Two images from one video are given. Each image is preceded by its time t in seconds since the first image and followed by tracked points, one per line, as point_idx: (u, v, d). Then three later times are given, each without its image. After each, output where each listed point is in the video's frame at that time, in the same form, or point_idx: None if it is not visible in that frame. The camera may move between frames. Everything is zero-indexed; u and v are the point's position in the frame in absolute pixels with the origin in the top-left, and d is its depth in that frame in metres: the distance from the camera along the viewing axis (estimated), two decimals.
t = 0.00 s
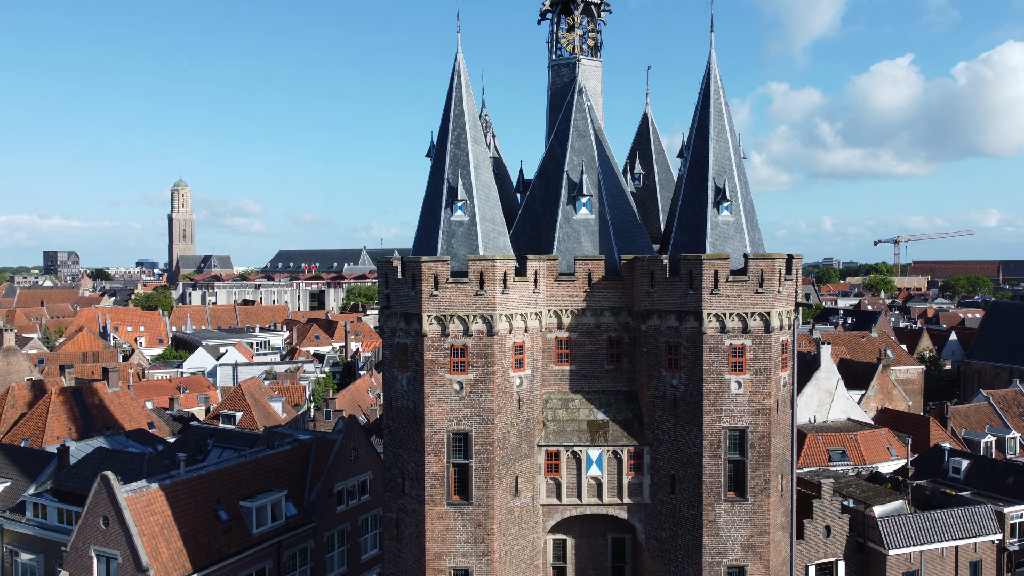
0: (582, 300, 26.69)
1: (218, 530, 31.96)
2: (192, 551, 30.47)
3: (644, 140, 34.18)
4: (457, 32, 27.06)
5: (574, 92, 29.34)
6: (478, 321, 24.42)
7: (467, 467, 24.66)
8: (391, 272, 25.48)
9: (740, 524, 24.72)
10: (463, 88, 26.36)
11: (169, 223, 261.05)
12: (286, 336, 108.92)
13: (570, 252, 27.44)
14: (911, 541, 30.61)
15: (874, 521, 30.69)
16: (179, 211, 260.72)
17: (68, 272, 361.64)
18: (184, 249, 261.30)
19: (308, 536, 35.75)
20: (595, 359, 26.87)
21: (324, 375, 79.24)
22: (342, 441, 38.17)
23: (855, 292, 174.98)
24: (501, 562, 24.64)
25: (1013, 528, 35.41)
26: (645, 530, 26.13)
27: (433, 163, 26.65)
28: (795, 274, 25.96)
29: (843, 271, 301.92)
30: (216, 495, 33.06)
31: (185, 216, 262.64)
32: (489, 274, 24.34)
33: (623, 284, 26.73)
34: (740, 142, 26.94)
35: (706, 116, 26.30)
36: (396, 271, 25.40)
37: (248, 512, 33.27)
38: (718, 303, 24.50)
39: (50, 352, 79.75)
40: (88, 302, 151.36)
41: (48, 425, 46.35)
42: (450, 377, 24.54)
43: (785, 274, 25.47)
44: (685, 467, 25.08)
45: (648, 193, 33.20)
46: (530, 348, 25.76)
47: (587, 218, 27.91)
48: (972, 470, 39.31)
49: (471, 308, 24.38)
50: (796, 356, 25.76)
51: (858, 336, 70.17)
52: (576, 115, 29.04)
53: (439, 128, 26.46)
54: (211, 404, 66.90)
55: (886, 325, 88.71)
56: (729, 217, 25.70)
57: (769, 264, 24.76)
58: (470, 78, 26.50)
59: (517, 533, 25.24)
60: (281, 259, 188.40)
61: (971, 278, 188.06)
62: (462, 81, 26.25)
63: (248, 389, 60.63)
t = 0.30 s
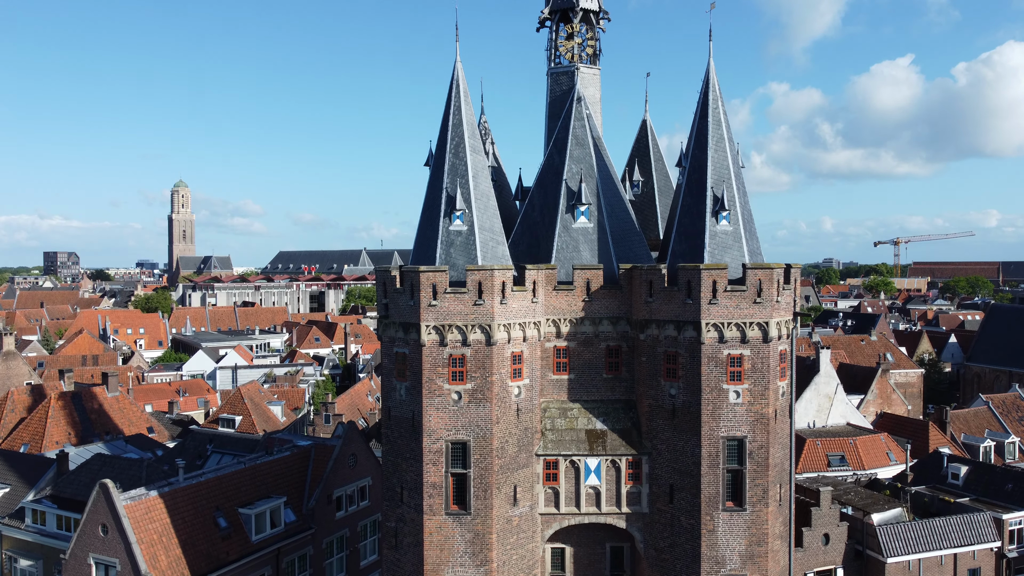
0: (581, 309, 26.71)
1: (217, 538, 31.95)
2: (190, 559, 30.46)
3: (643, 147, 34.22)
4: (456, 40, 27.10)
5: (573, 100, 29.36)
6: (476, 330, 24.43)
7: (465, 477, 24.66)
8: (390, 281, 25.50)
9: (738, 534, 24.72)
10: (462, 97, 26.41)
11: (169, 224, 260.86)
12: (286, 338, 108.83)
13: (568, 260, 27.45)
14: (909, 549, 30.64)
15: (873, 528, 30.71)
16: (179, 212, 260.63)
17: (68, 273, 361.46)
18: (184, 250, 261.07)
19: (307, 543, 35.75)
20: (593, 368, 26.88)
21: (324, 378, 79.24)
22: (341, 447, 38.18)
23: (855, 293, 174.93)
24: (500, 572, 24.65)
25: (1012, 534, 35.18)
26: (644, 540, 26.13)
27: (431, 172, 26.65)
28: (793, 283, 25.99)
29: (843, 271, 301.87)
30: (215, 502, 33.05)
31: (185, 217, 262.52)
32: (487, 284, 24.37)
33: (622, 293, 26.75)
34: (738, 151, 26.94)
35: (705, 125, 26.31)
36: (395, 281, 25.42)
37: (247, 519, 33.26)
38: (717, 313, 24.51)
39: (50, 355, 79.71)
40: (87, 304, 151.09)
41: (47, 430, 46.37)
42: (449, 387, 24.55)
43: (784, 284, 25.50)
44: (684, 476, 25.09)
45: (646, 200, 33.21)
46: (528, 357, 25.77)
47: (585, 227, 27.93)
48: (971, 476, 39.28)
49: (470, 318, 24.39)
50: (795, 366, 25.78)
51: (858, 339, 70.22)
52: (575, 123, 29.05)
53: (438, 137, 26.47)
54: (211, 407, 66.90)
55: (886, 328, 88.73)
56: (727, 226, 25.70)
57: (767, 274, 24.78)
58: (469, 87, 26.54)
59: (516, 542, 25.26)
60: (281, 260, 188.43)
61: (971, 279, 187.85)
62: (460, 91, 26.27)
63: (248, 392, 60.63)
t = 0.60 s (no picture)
0: (580, 318, 26.71)
1: (216, 545, 31.94)
2: (190, 566, 30.47)
3: (642, 154, 34.24)
4: (455, 49, 27.10)
5: (572, 109, 29.36)
6: (475, 340, 24.43)
7: (464, 487, 24.66)
8: (388, 290, 25.52)
9: (737, 543, 24.72)
10: (460, 107, 26.42)
11: (169, 224, 260.85)
12: (286, 340, 108.82)
13: (567, 269, 27.46)
14: (908, 557, 30.66)
15: (872, 536, 30.68)
16: (179, 213, 260.72)
17: (68, 273, 361.65)
18: (184, 250, 261.11)
19: (306, 549, 35.76)
20: (592, 377, 26.89)
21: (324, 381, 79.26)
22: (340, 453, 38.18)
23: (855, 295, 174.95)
24: None
25: (1011, 541, 35.19)
26: (642, 549, 26.13)
27: (430, 181, 26.64)
28: (792, 292, 26.00)
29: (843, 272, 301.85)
30: (215, 509, 33.04)
31: (185, 217, 262.48)
32: (486, 293, 24.39)
33: (620, 302, 26.74)
34: (737, 159, 26.95)
35: (704, 134, 26.31)
36: (393, 290, 25.44)
37: (246, 526, 33.27)
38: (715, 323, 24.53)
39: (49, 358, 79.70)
40: (87, 306, 151.17)
41: (47, 435, 46.40)
42: (447, 397, 24.55)
43: (782, 293, 25.52)
44: (682, 486, 25.09)
45: (645, 207, 33.23)
46: (527, 366, 25.78)
47: (584, 235, 27.93)
48: (971, 482, 39.25)
49: (468, 328, 24.40)
50: (793, 375, 25.80)
51: (858, 342, 70.44)
52: (573, 131, 29.05)
53: (437, 146, 26.47)
54: (210, 411, 66.92)
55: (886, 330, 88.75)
56: (726, 235, 25.71)
57: (766, 284, 24.80)
58: (468, 97, 26.55)
59: (515, 552, 25.27)
60: (281, 261, 188.52)
61: (971, 280, 187.73)
62: (459, 100, 26.31)
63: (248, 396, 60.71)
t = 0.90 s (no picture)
0: (578, 326, 26.74)
1: (215, 551, 31.96)
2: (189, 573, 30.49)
3: (641, 160, 34.29)
4: (454, 58, 27.15)
5: (571, 116, 29.39)
6: (473, 349, 24.46)
7: (462, 495, 24.68)
8: (387, 299, 25.57)
9: (735, 553, 24.74)
10: (459, 115, 26.48)
11: (170, 225, 260.81)
12: (286, 342, 108.79)
13: (565, 277, 27.48)
14: (907, 564, 30.72)
15: (871, 543, 30.73)
16: (180, 213, 260.90)
17: (69, 274, 361.86)
18: (185, 251, 260.88)
19: (306, 555, 35.78)
20: (591, 385, 26.92)
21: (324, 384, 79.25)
22: (340, 458, 38.19)
23: (855, 296, 174.88)
24: None
25: (1010, 547, 35.24)
26: (641, 557, 26.16)
27: (429, 190, 26.65)
28: (790, 301, 26.07)
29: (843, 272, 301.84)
30: (215, 515, 33.06)
31: (185, 218, 262.44)
32: (484, 303, 24.42)
33: (619, 310, 26.77)
34: (735, 168, 26.99)
35: (702, 143, 26.34)
36: (392, 299, 25.48)
37: (246, 532, 33.29)
38: (713, 332, 24.56)
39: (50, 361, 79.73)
40: (87, 307, 151.35)
41: (46, 439, 46.44)
42: (445, 406, 24.59)
43: (780, 303, 25.56)
44: (681, 495, 25.12)
45: (644, 214, 33.25)
46: (525, 375, 25.83)
47: (583, 243, 27.95)
48: (969, 488, 39.22)
49: (467, 337, 24.43)
50: (791, 384, 25.83)
51: (857, 345, 70.48)
52: (572, 139, 29.09)
53: (435, 155, 26.52)
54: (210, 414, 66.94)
55: (886, 333, 88.82)
56: (724, 244, 25.74)
57: (764, 293, 24.83)
58: (466, 106, 26.61)
59: (513, 560, 25.30)
60: (281, 263, 188.69)
61: (970, 281, 187.83)
62: (457, 109, 26.39)
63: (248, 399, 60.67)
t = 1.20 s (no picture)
0: (576, 334, 26.78)
1: (215, 558, 32.00)
2: None
3: (639, 167, 34.34)
4: (452, 67, 27.19)
5: (569, 124, 29.44)
6: (471, 358, 24.51)
7: (460, 504, 24.72)
8: (385, 308, 25.61)
9: (733, 561, 24.79)
10: (457, 124, 26.54)
11: (170, 225, 260.72)
12: (285, 344, 108.80)
13: (564, 285, 27.51)
14: (904, 571, 30.81)
15: (869, 550, 30.78)
16: (180, 214, 260.92)
17: (69, 274, 361.83)
18: (185, 251, 260.72)
19: (305, 560, 35.85)
20: (589, 394, 26.96)
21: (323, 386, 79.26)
22: (339, 464, 38.23)
23: (855, 297, 174.80)
24: None
25: (1008, 553, 35.42)
26: (639, 565, 26.21)
27: (427, 199, 26.69)
28: (788, 310, 26.15)
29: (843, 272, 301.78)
30: (214, 522, 33.09)
31: (185, 219, 262.41)
32: (482, 312, 24.48)
33: (617, 319, 26.80)
34: (732, 177, 27.05)
35: (700, 152, 26.38)
36: (391, 308, 25.53)
37: (245, 539, 33.33)
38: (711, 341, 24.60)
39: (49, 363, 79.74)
40: (87, 308, 151.40)
41: (46, 444, 46.48)
42: (444, 415, 24.63)
43: (778, 311, 25.61)
44: (679, 503, 25.14)
45: (642, 221, 33.25)
46: (523, 384, 25.88)
47: (581, 251, 27.97)
48: (967, 493, 39.25)
49: (465, 346, 24.48)
50: (789, 393, 25.89)
51: (856, 348, 70.54)
52: (570, 147, 29.15)
53: (433, 163, 26.56)
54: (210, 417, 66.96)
55: (885, 335, 88.85)
56: (722, 253, 25.78)
57: (762, 302, 24.88)
58: (464, 115, 26.67)
59: (511, 569, 25.37)
60: (281, 263, 188.77)
61: (970, 282, 187.82)
62: (455, 118, 26.46)
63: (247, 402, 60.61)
